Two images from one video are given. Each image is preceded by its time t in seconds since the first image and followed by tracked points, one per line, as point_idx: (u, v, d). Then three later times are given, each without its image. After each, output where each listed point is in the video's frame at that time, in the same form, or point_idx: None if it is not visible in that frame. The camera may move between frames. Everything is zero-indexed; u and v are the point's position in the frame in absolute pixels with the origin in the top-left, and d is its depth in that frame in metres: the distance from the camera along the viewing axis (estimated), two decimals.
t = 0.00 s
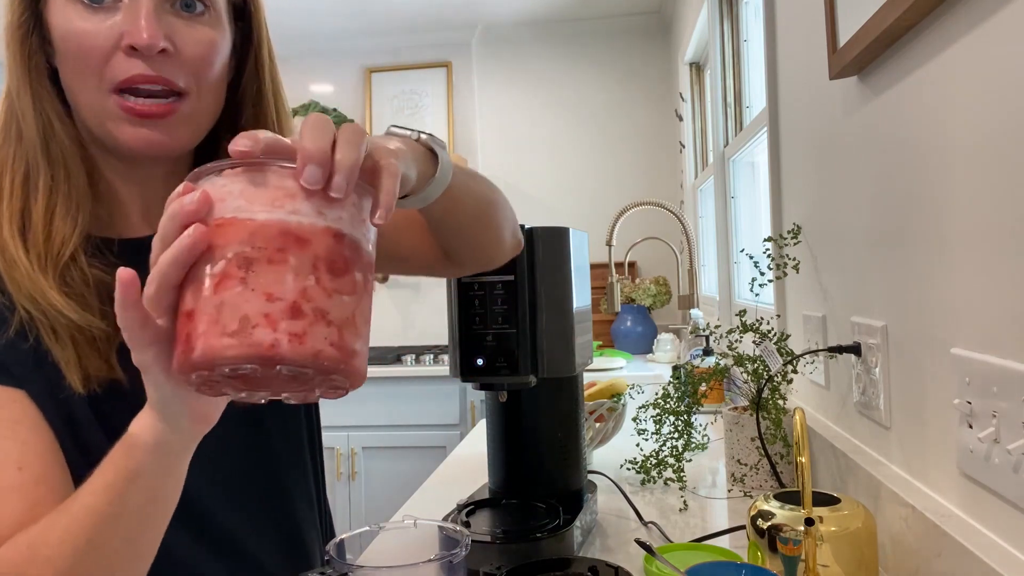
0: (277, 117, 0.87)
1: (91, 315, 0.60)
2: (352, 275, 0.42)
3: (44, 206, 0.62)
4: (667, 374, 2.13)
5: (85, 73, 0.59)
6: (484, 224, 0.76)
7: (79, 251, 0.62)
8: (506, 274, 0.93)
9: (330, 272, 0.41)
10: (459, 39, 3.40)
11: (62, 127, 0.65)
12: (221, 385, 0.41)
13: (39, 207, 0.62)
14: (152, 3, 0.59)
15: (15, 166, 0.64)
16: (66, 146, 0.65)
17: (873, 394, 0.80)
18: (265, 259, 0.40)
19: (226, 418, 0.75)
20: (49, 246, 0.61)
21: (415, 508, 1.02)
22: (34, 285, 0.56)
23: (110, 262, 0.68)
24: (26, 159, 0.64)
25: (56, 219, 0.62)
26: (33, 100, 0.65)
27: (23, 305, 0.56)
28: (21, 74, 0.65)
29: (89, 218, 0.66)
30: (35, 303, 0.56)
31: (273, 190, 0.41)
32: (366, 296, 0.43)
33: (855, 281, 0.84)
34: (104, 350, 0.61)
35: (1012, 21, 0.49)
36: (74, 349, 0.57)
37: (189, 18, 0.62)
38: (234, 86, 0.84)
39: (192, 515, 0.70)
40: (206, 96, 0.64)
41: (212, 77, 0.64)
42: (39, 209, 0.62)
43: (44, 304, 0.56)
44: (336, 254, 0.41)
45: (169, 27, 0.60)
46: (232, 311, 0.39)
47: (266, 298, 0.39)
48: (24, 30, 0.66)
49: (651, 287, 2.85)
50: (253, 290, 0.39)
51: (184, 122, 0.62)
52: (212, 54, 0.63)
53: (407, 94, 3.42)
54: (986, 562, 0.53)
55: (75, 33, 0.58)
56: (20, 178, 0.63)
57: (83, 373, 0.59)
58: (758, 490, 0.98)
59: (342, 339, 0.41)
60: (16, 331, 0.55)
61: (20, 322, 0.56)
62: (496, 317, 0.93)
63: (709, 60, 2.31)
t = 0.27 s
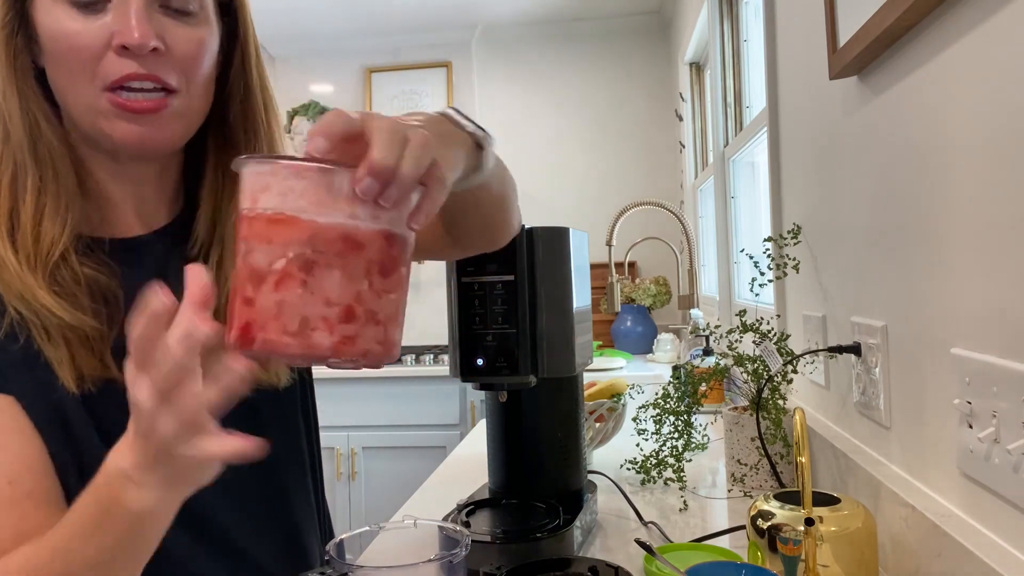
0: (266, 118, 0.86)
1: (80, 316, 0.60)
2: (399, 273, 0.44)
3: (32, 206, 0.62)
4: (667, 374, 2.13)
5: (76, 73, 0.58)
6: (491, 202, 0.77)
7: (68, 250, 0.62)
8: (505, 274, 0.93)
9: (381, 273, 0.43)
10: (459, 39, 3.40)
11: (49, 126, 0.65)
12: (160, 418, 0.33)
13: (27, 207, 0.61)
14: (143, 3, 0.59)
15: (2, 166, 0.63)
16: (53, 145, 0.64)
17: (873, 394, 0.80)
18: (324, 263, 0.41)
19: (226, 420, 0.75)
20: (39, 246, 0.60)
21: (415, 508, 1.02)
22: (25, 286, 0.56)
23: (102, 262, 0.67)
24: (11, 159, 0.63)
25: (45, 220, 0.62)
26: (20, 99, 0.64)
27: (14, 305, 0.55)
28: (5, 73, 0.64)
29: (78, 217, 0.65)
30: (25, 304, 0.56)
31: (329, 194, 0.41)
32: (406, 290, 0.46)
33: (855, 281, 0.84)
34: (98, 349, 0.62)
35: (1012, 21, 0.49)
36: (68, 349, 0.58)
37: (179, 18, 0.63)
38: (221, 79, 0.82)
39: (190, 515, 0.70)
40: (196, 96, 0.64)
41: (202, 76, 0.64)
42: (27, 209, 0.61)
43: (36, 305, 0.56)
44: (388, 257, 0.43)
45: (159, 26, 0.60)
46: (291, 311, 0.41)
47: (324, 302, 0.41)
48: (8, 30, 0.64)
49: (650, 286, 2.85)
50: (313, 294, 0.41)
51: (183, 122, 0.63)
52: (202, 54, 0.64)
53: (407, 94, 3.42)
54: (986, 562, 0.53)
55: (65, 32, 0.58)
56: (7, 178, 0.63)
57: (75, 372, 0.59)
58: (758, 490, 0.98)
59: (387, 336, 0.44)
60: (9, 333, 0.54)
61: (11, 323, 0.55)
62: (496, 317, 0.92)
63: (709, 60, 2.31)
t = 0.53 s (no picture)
0: (251, 106, 0.84)
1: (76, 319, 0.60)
2: (388, 268, 0.44)
3: (21, 211, 0.61)
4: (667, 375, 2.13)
5: (68, 73, 0.58)
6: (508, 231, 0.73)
7: (59, 256, 0.62)
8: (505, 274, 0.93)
9: (369, 263, 0.43)
10: (459, 40, 3.40)
11: (33, 131, 0.65)
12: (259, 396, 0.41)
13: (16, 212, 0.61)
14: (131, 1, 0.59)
15: None
16: (38, 150, 0.64)
17: (873, 394, 0.80)
18: (314, 240, 0.42)
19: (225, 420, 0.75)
20: (29, 254, 0.60)
21: (416, 508, 1.02)
22: (19, 290, 0.56)
23: (97, 264, 0.67)
24: None
25: (34, 227, 0.61)
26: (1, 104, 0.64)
27: (12, 314, 0.55)
28: None
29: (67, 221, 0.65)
30: (22, 310, 0.56)
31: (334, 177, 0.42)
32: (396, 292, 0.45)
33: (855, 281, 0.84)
34: (98, 351, 0.62)
35: (1013, 21, 0.49)
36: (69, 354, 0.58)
37: (167, 15, 0.63)
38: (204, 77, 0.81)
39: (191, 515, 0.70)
40: (188, 90, 0.64)
41: (191, 68, 0.65)
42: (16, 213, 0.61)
43: (33, 313, 0.56)
44: (376, 249, 0.43)
45: (149, 23, 0.60)
46: (271, 275, 0.41)
47: (304, 275, 0.42)
48: None
49: (651, 287, 2.85)
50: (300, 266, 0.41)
51: (179, 118, 0.63)
52: (190, 48, 0.64)
53: (407, 94, 3.42)
54: (986, 562, 0.53)
55: (56, 34, 0.57)
56: None
57: (79, 375, 0.59)
58: (758, 490, 0.98)
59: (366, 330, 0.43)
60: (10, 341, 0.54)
61: (12, 331, 0.54)
62: (496, 318, 0.92)
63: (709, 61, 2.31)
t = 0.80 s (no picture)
0: (234, 98, 0.83)
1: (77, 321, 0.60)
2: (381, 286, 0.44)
3: (14, 216, 0.62)
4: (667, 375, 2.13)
5: (60, 72, 0.58)
6: (524, 244, 0.73)
7: (57, 259, 0.62)
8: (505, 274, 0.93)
9: (354, 274, 0.42)
10: (459, 39, 3.40)
11: (23, 135, 0.65)
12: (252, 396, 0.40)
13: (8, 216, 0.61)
14: None
15: None
16: (29, 155, 0.65)
17: (873, 394, 0.80)
18: (302, 243, 0.40)
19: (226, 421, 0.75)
20: (25, 258, 0.60)
21: (416, 508, 1.02)
22: (18, 295, 0.56)
23: (97, 267, 0.67)
24: None
25: (28, 231, 0.62)
26: None
27: (15, 319, 0.55)
28: None
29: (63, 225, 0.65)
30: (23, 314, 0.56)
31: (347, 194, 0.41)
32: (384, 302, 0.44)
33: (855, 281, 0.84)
34: (101, 353, 0.62)
35: (1012, 21, 0.49)
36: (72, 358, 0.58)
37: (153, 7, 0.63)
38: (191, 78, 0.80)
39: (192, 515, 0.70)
40: (182, 83, 0.64)
41: (184, 60, 0.65)
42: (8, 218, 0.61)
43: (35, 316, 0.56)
44: (371, 266, 0.42)
45: (137, 16, 0.60)
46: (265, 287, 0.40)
47: (299, 290, 0.40)
48: None
49: (650, 287, 2.85)
50: (283, 270, 0.40)
51: (175, 111, 0.63)
52: (180, 39, 0.64)
53: (407, 94, 3.42)
54: (986, 563, 0.53)
55: (43, 34, 0.58)
56: None
57: (82, 379, 0.59)
58: (758, 490, 0.98)
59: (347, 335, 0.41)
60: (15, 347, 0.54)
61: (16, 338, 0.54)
62: (496, 318, 0.93)
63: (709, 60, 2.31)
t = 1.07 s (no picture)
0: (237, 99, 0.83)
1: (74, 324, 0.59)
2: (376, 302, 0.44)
3: (12, 219, 0.62)
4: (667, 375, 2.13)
5: (60, 74, 0.58)
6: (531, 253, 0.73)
7: (54, 262, 0.62)
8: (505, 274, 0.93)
9: (337, 281, 0.43)
10: (459, 39, 3.40)
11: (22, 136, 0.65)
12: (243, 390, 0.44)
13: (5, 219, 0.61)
14: None
15: None
16: (27, 157, 0.65)
17: (873, 394, 0.80)
18: (291, 244, 0.43)
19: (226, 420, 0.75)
20: (21, 261, 0.60)
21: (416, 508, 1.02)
22: (14, 300, 0.56)
23: (96, 270, 0.67)
24: None
25: (25, 235, 0.61)
26: None
27: (12, 321, 0.55)
28: None
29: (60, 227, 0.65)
30: (19, 317, 0.55)
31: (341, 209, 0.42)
32: (377, 316, 0.44)
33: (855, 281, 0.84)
34: (98, 356, 0.62)
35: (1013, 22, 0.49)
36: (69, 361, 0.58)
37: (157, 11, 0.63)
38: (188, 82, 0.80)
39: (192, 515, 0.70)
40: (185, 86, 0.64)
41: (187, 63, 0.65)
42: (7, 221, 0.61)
43: (32, 318, 0.56)
44: (362, 282, 0.43)
45: (142, 20, 0.60)
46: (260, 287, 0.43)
47: (288, 296, 0.43)
48: None
49: (650, 287, 2.85)
50: (276, 272, 0.43)
51: (179, 115, 0.63)
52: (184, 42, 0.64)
53: (407, 94, 3.42)
54: (987, 562, 0.53)
55: (48, 36, 0.57)
56: None
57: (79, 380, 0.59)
58: (758, 490, 0.98)
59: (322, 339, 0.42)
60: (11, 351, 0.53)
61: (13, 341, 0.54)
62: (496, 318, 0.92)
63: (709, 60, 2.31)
